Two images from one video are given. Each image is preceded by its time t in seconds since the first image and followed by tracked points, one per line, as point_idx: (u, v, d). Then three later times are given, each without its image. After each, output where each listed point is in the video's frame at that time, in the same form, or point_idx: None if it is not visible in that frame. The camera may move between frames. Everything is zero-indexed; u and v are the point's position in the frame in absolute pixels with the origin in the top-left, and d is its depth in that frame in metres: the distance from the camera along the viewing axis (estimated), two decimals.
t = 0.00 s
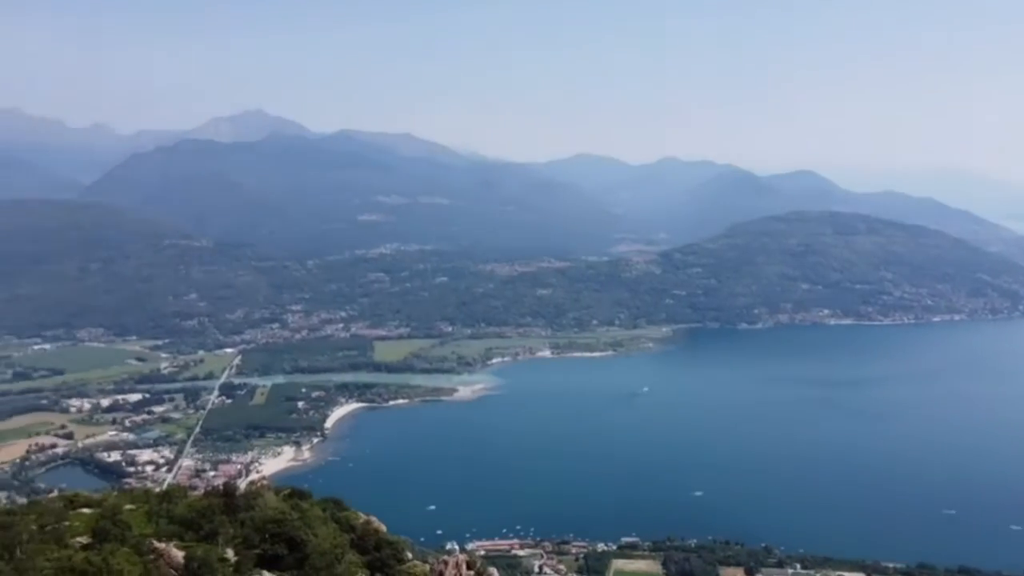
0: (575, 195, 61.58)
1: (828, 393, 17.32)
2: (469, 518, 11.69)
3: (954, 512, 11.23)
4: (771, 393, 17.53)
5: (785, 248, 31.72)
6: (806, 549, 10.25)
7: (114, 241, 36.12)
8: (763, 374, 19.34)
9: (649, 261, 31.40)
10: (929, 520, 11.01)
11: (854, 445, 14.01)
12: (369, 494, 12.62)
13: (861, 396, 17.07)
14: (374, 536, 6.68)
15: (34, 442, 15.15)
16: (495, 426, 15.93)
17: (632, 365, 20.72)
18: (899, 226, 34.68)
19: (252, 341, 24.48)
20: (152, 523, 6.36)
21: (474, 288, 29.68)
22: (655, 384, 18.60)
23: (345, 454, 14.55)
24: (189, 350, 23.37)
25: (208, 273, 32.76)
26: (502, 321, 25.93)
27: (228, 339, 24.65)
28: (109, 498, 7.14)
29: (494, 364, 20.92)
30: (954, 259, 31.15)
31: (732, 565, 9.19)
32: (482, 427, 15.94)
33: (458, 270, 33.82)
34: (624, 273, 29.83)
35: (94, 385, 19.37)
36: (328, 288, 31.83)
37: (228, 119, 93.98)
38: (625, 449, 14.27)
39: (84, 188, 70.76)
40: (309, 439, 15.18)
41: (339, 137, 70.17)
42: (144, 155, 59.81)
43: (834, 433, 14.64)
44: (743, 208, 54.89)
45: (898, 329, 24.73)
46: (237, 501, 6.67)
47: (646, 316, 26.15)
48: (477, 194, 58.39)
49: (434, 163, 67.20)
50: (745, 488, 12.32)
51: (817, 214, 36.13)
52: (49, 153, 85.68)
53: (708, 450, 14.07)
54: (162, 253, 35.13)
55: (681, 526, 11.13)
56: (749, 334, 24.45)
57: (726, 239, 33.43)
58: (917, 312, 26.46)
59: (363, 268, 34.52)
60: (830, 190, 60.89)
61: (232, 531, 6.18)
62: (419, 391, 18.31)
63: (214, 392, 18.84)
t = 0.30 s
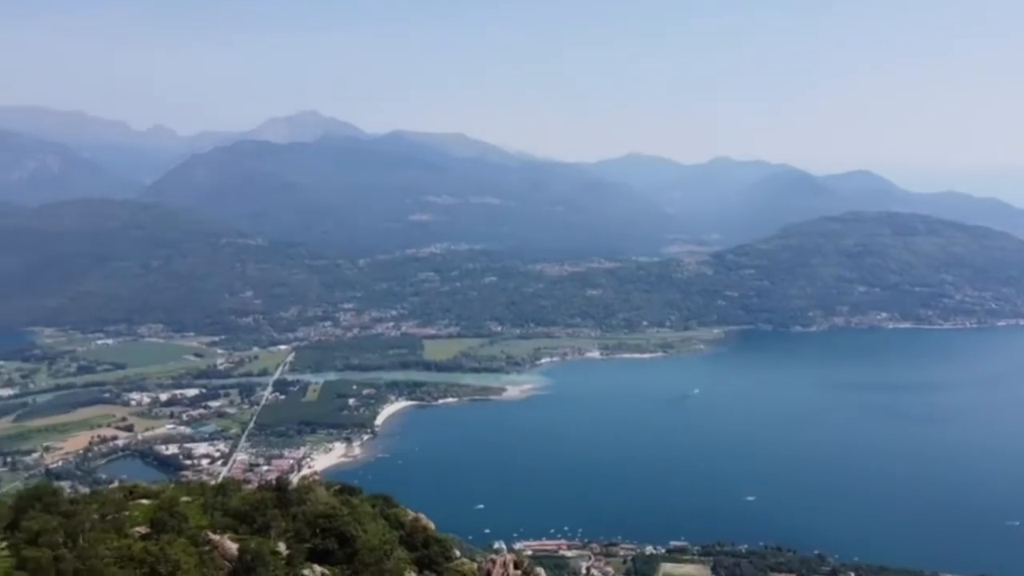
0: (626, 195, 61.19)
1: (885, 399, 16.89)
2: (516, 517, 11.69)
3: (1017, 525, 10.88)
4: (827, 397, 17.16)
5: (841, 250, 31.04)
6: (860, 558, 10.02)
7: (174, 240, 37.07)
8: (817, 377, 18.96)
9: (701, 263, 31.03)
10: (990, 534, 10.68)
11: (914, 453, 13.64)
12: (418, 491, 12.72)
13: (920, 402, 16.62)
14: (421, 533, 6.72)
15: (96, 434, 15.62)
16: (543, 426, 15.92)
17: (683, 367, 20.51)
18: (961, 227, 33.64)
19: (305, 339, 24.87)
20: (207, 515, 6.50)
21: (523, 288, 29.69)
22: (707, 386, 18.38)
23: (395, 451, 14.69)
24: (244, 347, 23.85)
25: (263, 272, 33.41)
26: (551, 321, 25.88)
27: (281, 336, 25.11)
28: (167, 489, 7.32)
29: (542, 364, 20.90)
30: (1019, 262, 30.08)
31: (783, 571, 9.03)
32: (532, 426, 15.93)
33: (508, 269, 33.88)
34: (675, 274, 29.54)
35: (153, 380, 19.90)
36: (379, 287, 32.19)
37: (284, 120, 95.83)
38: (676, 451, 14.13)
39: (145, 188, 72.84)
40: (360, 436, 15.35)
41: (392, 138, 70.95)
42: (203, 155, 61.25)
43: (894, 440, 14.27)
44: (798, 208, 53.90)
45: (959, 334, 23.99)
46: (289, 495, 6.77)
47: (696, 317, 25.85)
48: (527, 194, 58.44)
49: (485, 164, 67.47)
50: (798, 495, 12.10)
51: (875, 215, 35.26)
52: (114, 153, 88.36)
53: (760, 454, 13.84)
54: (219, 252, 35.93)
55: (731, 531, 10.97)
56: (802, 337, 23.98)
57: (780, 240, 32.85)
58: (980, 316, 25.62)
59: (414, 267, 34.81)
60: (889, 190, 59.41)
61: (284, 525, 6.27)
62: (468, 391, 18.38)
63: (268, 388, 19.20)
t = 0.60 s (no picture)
0: (678, 195, 60.61)
1: (945, 406, 16.40)
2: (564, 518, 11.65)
3: None
4: (885, 403, 16.74)
5: (901, 252, 30.24)
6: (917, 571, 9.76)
7: (230, 238, 37.90)
8: (873, 382, 18.50)
9: (754, 264, 30.55)
10: None
11: (976, 466, 13.22)
12: (466, 489, 12.76)
13: (982, 411, 16.09)
14: (470, 531, 6.75)
15: (156, 427, 16.05)
16: (592, 427, 15.84)
17: (735, 369, 20.21)
18: None
19: (357, 336, 25.19)
20: (260, 508, 6.62)
21: (573, 288, 29.60)
22: (760, 389, 18.07)
23: (443, 450, 14.77)
24: (297, 344, 24.26)
25: (317, 270, 33.94)
26: (601, 321, 25.77)
27: (333, 334, 25.49)
28: (222, 482, 7.48)
29: (592, 365, 20.82)
30: None
31: None
32: (580, 427, 15.88)
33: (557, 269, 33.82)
34: (727, 275, 29.14)
35: (210, 375, 20.37)
36: (430, 286, 32.43)
37: (339, 120, 97.30)
38: (728, 455, 13.92)
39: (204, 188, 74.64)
40: (409, 433, 15.49)
41: (444, 138, 71.45)
42: (260, 155, 62.51)
43: (956, 451, 13.86)
44: (855, 209, 52.73)
45: None
46: (340, 490, 6.85)
47: (749, 319, 25.47)
48: (578, 193, 58.32)
49: (536, 163, 67.51)
50: (853, 505, 11.82)
51: (937, 215, 34.28)
52: (175, 154, 90.79)
53: (815, 460, 13.57)
54: (274, 250, 36.63)
55: (784, 538, 10.76)
56: (859, 340, 23.44)
57: (836, 242, 32.17)
58: None
59: (464, 266, 35.01)
60: (952, 190, 57.75)
61: (335, 520, 6.35)
62: (517, 390, 18.39)
63: (320, 385, 19.49)
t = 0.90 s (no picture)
0: (732, 195, 59.80)
1: (1009, 414, 15.87)
2: (612, 521, 11.56)
3: None
4: (945, 411, 16.25)
5: (964, 254, 29.35)
6: None
7: (286, 237, 38.59)
8: (933, 389, 17.98)
9: (810, 265, 29.95)
10: None
11: None
12: (513, 488, 12.77)
13: None
14: (518, 531, 6.74)
15: (212, 421, 16.42)
16: (641, 429, 15.70)
17: (788, 373, 19.84)
18: None
19: (407, 335, 25.43)
20: (313, 503, 6.71)
21: (623, 288, 29.41)
22: (814, 394, 17.70)
23: (492, 449, 14.78)
24: (350, 341, 24.59)
25: (369, 269, 34.36)
26: (652, 322, 25.55)
27: (385, 332, 25.76)
28: (276, 476, 7.61)
29: (642, 366, 20.66)
30: None
31: None
32: (628, 429, 15.74)
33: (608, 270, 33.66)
34: (782, 277, 28.62)
35: (264, 371, 20.77)
36: (480, 285, 32.56)
37: (392, 121, 98.41)
38: (780, 460, 13.67)
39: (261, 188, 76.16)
40: (458, 432, 15.56)
41: (495, 138, 71.68)
42: (315, 156, 63.54)
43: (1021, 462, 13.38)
44: (916, 209, 51.38)
45: None
46: (390, 487, 6.90)
47: (804, 322, 24.99)
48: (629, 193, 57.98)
49: (587, 163, 67.30)
50: (912, 514, 11.51)
51: (1002, 216, 33.18)
52: (233, 154, 92.84)
53: (871, 468, 13.23)
54: (328, 249, 37.20)
55: (840, 547, 10.51)
56: (919, 345, 22.81)
57: (896, 243, 31.36)
58: None
59: (515, 266, 35.08)
60: (1018, 190, 55.90)
61: (385, 516, 6.40)
62: (567, 391, 18.34)
63: (371, 382, 19.72)
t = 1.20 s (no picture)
0: (787, 195, 58.75)
1: None
2: (661, 523, 11.48)
3: None
4: (1009, 418, 15.75)
5: None
6: None
7: (339, 236, 39.14)
8: (996, 395, 17.42)
9: (868, 267, 29.24)
10: None
11: None
12: (562, 489, 12.76)
13: None
14: (566, 531, 6.74)
15: (266, 417, 16.75)
16: (692, 431, 15.55)
17: (844, 377, 19.42)
18: None
19: (457, 334, 25.58)
20: (363, 498, 6.79)
21: (674, 289, 29.13)
22: (870, 399, 17.30)
23: (541, 449, 14.80)
24: (400, 340, 24.83)
25: (420, 268, 34.66)
26: (703, 324, 25.25)
27: (435, 331, 25.95)
28: (328, 471, 7.73)
29: (693, 368, 20.44)
30: None
31: None
32: (679, 431, 15.58)
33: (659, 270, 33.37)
34: (838, 279, 28.01)
35: (317, 368, 21.09)
36: (530, 285, 32.58)
37: (444, 121, 99.02)
38: (835, 465, 13.41)
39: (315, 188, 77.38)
40: (508, 431, 15.60)
41: (547, 138, 71.62)
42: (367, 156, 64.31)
43: None
44: (980, 210, 49.79)
45: None
46: (439, 485, 6.94)
47: (861, 325, 24.43)
48: (681, 193, 57.38)
49: (639, 163, 66.81)
50: (971, 523, 11.19)
51: None
52: (289, 155, 94.50)
53: (929, 474, 12.89)
54: (380, 248, 37.63)
55: (895, 554, 10.28)
56: (982, 350, 22.11)
57: (958, 245, 30.44)
58: None
59: (565, 266, 35.00)
60: None
61: (433, 514, 6.45)
62: (617, 392, 18.24)
63: (421, 380, 19.88)
